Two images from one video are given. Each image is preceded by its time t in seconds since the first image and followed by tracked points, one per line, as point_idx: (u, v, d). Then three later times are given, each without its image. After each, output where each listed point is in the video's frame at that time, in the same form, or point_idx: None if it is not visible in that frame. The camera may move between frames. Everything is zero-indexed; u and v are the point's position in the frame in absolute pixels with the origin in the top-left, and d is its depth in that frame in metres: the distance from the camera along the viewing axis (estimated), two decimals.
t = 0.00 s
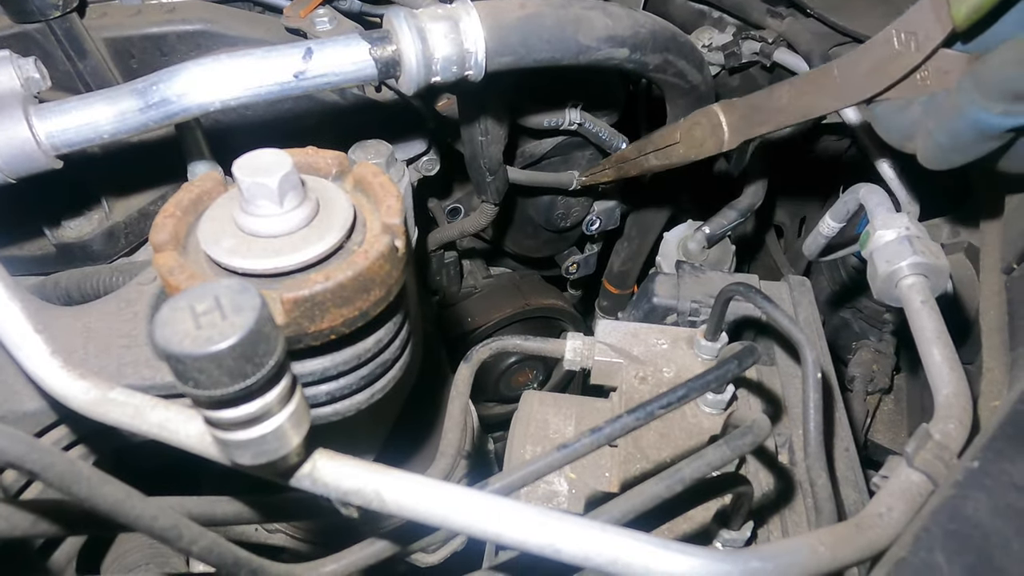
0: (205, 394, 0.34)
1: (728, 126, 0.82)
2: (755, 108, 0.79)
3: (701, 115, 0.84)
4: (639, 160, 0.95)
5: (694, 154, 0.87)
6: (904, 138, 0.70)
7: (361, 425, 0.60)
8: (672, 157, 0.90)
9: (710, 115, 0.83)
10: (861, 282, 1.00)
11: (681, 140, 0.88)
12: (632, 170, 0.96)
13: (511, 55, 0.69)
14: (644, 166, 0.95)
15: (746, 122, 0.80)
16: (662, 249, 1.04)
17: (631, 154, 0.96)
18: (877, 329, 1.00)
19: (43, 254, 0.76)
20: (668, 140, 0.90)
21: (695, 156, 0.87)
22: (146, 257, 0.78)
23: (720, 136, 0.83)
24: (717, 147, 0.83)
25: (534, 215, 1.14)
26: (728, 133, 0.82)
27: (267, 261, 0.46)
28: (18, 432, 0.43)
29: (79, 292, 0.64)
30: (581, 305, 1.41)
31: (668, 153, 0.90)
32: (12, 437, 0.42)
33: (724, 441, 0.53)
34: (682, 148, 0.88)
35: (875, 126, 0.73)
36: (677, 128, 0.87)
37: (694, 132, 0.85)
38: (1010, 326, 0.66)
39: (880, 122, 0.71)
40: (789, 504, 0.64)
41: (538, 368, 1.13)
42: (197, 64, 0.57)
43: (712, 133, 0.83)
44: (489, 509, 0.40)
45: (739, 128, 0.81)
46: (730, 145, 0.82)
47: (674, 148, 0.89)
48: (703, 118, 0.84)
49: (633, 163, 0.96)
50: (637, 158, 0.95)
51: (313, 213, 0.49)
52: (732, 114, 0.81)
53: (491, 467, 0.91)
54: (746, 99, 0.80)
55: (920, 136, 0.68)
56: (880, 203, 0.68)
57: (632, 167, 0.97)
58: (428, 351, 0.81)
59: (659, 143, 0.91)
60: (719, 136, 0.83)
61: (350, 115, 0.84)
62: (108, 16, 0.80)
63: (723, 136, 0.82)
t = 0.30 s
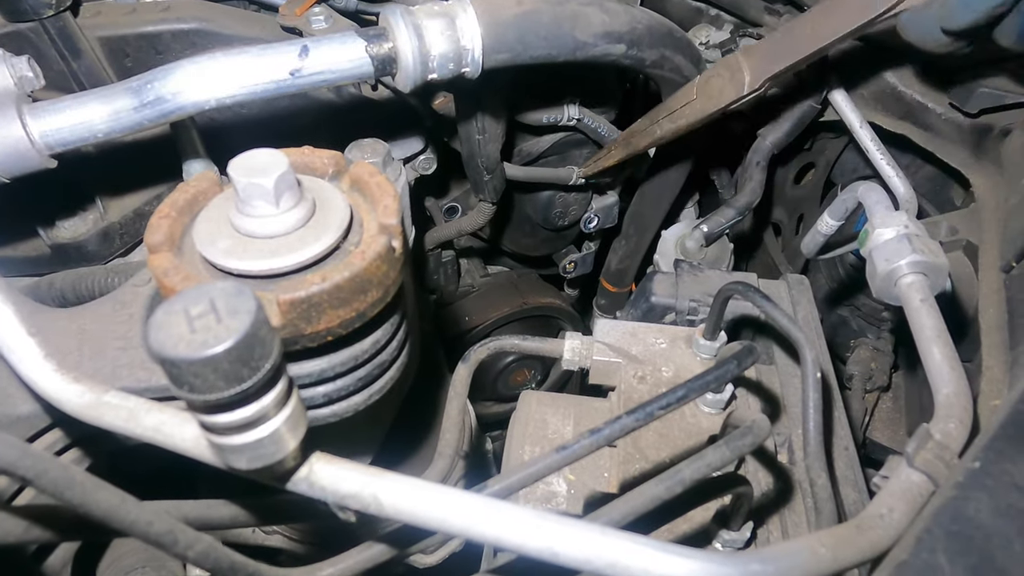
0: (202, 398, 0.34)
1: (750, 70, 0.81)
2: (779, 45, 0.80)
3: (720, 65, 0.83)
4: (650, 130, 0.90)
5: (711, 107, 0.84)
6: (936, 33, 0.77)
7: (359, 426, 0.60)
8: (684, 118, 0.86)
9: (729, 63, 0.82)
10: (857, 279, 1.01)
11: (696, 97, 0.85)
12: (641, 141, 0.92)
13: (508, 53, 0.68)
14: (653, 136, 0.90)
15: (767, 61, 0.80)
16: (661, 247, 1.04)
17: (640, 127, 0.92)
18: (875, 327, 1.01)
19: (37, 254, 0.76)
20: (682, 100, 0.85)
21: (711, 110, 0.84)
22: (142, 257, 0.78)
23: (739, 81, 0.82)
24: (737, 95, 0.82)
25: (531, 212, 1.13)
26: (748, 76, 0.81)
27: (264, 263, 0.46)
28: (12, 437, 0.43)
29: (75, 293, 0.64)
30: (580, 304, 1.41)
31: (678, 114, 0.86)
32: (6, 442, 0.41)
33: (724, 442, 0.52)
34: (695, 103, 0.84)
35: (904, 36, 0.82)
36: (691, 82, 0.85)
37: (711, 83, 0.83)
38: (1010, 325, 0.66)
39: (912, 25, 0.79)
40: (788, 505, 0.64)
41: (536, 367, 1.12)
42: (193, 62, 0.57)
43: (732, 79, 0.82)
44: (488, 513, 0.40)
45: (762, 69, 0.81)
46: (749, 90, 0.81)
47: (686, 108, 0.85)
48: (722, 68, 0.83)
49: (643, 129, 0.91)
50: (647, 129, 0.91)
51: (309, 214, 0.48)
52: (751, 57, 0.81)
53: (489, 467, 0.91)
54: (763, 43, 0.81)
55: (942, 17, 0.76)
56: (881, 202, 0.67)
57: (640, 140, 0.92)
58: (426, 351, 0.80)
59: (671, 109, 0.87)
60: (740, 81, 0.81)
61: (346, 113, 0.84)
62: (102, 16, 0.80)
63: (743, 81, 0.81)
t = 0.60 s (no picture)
0: (186, 395, 0.33)
1: (746, 87, 0.79)
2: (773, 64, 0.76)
3: (716, 82, 0.81)
4: (648, 140, 0.91)
5: (708, 122, 0.83)
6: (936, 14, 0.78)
7: (353, 425, 0.59)
8: (681, 132, 0.86)
9: (725, 80, 0.80)
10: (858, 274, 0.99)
11: (693, 111, 0.84)
12: (638, 153, 0.92)
13: (504, 46, 0.67)
14: (650, 148, 0.91)
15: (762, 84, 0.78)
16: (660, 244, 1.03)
17: (637, 136, 0.92)
18: (874, 324, 1.00)
19: (26, 251, 0.75)
20: (679, 113, 0.86)
21: (708, 126, 0.83)
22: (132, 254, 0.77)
23: (734, 99, 0.80)
24: (731, 111, 0.80)
25: (527, 211, 1.12)
26: (744, 95, 0.79)
27: (253, 259, 0.45)
28: None
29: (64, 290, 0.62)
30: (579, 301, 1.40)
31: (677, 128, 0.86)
32: None
33: (723, 440, 0.52)
34: (694, 118, 0.84)
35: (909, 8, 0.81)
36: (689, 98, 0.84)
37: (707, 100, 0.82)
38: (1014, 321, 0.65)
39: None
40: (789, 503, 0.63)
41: (533, 366, 1.12)
42: (181, 56, 0.56)
43: (728, 97, 0.80)
44: (483, 514, 0.39)
45: (759, 86, 0.78)
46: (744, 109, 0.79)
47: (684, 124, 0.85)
48: (717, 85, 0.81)
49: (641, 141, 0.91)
50: (644, 141, 0.92)
51: (301, 209, 0.47)
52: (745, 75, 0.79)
53: (486, 466, 0.90)
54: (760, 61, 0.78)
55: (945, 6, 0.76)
56: (882, 198, 0.66)
57: (637, 148, 0.93)
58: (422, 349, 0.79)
59: (669, 120, 0.87)
60: (734, 100, 0.79)
61: (339, 109, 0.83)
62: (93, 10, 0.79)
63: (738, 100, 0.79)
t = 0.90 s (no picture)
0: (181, 393, 0.33)
1: (741, 109, 0.78)
2: (772, 86, 0.76)
3: (711, 100, 0.81)
4: (644, 151, 0.91)
5: (702, 141, 0.82)
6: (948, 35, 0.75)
7: (351, 423, 0.58)
8: (677, 147, 0.86)
9: (720, 99, 0.80)
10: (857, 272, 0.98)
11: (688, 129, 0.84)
12: (633, 163, 0.93)
13: (502, 42, 0.67)
14: (646, 159, 0.91)
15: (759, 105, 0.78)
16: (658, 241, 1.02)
17: (632, 145, 0.92)
18: (873, 321, 0.99)
19: (22, 249, 0.74)
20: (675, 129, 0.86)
21: (703, 144, 0.83)
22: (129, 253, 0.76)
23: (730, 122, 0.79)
24: (727, 132, 0.80)
25: (526, 208, 1.12)
26: (739, 117, 0.78)
27: (249, 256, 0.44)
28: None
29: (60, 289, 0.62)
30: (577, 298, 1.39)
31: (672, 143, 0.86)
32: None
33: (724, 437, 0.51)
34: (689, 135, 0.84)
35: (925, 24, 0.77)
36: (685, 115, 0.84)
37: (703, 118, 0.82)
38: (1014, 317, 0.65)
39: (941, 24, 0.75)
40: (789, 499, 0.63)
41: (532, 363, 1.12)
42: (177, 52, 0.55)
43: (722, 116, 0.80)
44: (481, 512, 0.39)
45: (754, 111, 0.78)
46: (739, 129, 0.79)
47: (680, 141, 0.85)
48: (712, 103, 0.81)
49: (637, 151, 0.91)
50: (640, 151, 0.92)
51: (297, 206, 0.47)
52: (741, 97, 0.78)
53: (486, 464, 0.90)
54: (759, 82, 0.78)
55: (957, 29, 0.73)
56: (883, 194, 0.66)
57: (632, 158, 0.93)
58: (420, 347, 0.79)
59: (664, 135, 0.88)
60: (729, 121, 0.79)
61: (337, 107, 0.83)
62: (88, 7, 0.78)
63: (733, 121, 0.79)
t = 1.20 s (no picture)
0: (191, 392, 0.33)
1: (741, 121, 0.81)
2: (771, 101, 0.79)
3: (710, 110, 0.83)
4: (643, 155, 0.92)
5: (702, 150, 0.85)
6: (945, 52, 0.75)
7: (355, 422, 0.59)
8: (677, 153, 0.88)
9: (719, 111, 0.82)
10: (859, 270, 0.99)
11: (688, 136, 0.86)
12: (633, 165, 0.94)
13: (505, 42, 0.67)
14: (646, 162, 0.93)
15: (758, 118, 0.80)
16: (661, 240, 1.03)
17: (632, 149, 0.93)
18: (874, 319, 1.00)
19: (27, 249, 0.75)
20: (674, 136, 0.88)
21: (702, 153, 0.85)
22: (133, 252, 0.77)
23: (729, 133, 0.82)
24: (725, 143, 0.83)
25: (527, 207, 1.12)
26: (737, 128, 0.81)
27: (255, 255, 0.45)
28: None
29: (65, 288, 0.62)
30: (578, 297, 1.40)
31: (671, 150, 0.88)
32: None
33: (728, 435, 0.52)
34: (688, 144, 0.86)
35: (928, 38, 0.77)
36: (683, 124, 0.86)
37: (702, 127, 0.84)
38: (1015, 315, 0.65)
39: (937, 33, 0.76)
40: (791, 496, 0.63)
41: (534, 362, 1.12)
42: (181, 51, 0.55)
43: (721, 127, 0.82)
44: (487, 509, 0.39)
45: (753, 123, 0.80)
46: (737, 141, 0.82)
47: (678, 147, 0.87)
48: (711, 113, 0.83)
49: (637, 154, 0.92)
50: (639, 155, 0.93)
51: (303, 206, 0.47)
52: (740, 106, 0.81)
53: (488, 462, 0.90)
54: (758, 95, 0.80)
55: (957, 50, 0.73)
56: (885, 193, 0.66)
57: (631, 159, 0.94)
58: (423, 346, 0.79)
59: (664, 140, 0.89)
60: (728, 133, 0.82)
61: (339, 107, 0.83)
62: (91, 6, 0.78)
63: (732, 132, 0.82)
